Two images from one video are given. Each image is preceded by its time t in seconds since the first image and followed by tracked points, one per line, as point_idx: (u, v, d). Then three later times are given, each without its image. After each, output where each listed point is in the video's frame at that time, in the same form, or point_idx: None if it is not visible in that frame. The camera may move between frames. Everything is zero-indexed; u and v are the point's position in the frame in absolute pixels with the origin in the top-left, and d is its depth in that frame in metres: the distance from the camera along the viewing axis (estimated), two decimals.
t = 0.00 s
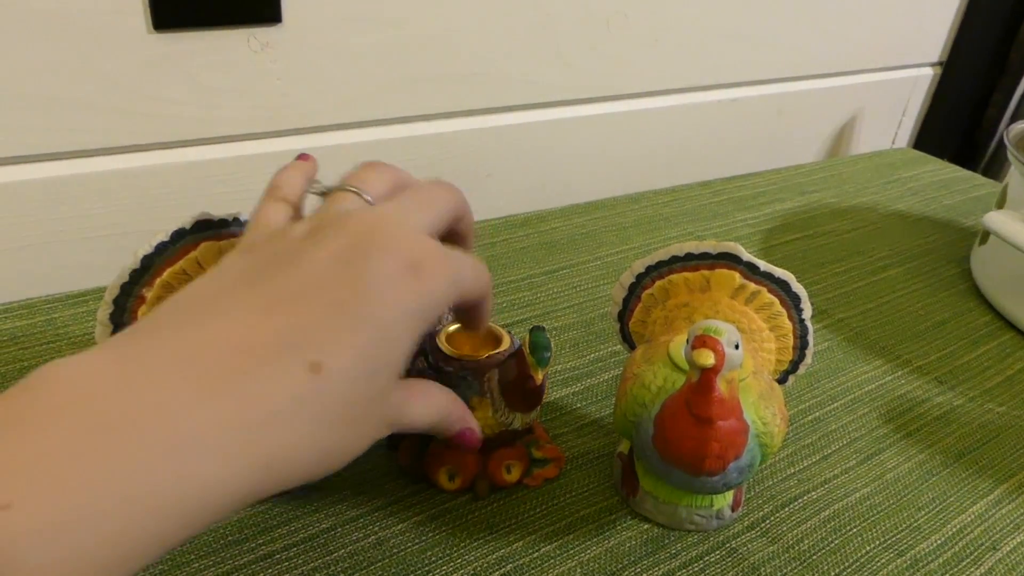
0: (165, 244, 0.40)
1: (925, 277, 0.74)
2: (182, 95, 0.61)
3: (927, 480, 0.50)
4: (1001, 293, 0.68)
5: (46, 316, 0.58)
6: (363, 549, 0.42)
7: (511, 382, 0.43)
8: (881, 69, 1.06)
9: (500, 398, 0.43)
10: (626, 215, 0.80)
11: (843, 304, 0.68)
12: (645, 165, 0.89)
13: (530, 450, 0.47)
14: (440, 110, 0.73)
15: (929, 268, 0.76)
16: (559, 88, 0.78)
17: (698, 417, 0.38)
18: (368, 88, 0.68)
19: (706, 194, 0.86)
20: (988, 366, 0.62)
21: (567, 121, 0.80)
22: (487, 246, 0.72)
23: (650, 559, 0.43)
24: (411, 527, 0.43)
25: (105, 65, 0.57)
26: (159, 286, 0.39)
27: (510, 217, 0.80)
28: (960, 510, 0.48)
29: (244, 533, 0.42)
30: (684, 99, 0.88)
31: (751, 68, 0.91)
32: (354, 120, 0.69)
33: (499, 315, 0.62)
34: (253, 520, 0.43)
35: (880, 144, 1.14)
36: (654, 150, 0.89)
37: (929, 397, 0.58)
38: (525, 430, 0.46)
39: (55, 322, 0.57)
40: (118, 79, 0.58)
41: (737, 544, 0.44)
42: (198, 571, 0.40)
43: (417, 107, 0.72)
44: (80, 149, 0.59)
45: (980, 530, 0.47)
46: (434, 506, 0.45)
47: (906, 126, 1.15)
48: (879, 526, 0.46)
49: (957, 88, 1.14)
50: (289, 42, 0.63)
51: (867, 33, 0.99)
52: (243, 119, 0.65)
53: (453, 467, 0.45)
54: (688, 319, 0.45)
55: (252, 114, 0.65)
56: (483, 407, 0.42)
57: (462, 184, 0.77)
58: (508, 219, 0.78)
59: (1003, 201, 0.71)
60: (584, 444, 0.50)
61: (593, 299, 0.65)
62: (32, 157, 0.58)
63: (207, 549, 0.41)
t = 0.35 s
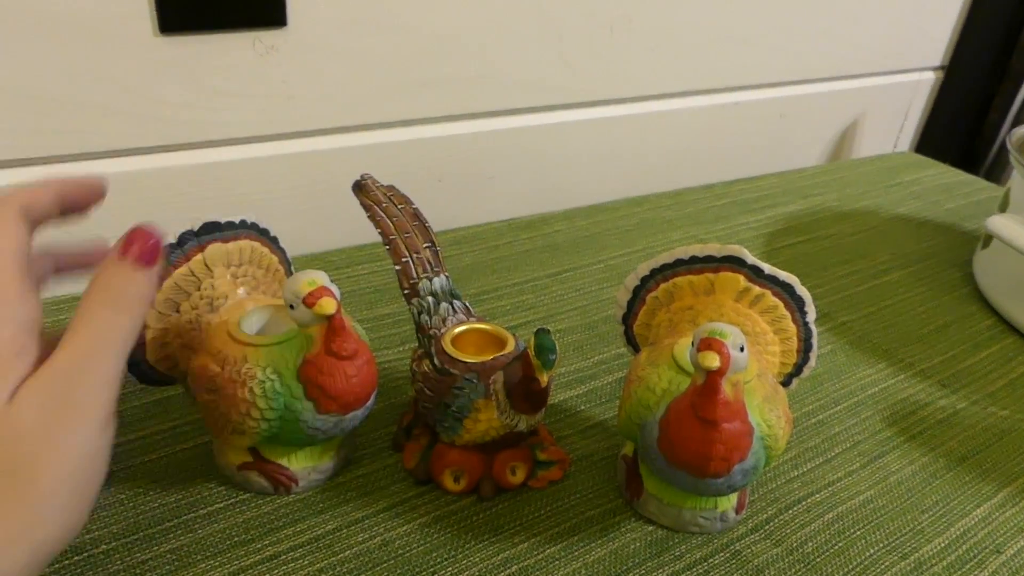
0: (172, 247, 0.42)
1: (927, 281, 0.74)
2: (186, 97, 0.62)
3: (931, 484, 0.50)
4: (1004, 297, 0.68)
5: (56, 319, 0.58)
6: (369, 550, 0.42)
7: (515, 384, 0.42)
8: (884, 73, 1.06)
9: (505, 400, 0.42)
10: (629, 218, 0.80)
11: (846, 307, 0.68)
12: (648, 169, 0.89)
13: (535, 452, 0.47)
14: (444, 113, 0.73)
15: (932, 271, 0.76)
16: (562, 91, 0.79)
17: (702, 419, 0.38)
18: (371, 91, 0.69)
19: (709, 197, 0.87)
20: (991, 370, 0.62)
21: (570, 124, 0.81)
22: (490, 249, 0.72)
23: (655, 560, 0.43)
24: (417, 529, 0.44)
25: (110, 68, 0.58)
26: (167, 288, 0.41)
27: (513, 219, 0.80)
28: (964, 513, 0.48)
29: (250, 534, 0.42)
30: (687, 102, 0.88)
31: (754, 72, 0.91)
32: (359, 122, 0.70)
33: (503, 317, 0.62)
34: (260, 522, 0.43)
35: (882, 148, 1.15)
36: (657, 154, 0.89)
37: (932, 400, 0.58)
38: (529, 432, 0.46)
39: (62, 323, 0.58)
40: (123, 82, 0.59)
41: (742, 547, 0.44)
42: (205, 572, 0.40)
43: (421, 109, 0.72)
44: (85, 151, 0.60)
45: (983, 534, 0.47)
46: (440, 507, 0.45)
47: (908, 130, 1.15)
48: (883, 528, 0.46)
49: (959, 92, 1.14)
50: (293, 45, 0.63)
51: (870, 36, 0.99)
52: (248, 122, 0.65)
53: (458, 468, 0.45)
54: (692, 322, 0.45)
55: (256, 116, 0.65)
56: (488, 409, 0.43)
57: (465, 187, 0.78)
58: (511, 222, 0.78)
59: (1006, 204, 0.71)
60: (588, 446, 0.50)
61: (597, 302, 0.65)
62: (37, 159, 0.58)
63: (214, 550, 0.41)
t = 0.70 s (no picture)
0: (180, 244, 0.41)
1: (932, 285, 0.74)
2: (193, 95, 0.62)
3: (936, 487, 0.50)
4: (1010, 301, 0.68)
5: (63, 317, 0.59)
6: (375, 548, 0.42)
7: (523, 384, 0.42)
8: (889, 78, 1.06)
9: (513, 399, 0.42)
10: (634, 220, 0.80)
11: (851, 311, 0.68)
12: (653, 171, 0.89)
13: (541, 452, 0.47)
14: (450, 113, 0.74)
15: (938, 275, 0.76)
16: (568, 93, 0.79)
17: (710, 420, 0.38)
18: (378, 90, 0.69)
19: (714, 200, 0.87)
20: (996, 374, 0.62)
21: (576, 125, 0.81)
22: (496, 249, 0.72)
23: (660, 561, 0.43)
24: (423, 528, 0.44)
25: (119, 66, 0.58)
26: (175, 285, 0.41)
27: (518, 220, 0.80)
28: (969, 517, 0.48)
29: (256, 532, 0.42)
30: (692, 104, 0.88)
31: (760, 75, 0.91)
32: (365, 122, 0.70)
33: (509, 318, 0.62)
34: (266, 520, 0.43)
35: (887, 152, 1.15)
36: (662, 157, 0.89)
37: (938, 404, 0.58)
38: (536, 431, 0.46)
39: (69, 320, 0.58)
40: (130, 80, 0.59)
41: (747, 548, 0.44)
42: (211, 570, 0.40)
43: (427, 109, 0.72)
44: (92, 147, 0.60)
45: (989, 537, 0.47)
46: (445, 506, 0.45)
47: (913, 134, 1.15)
48: (888, 531, 0.46)
49: (964, 97, 1.14)
50: (301, 43, 0.63)
51: (875, 41, 0.99)
52: (254, 120, 0.65)
53: (464, 467, 0.45)
54: (699, 323, 0.45)
55: (263, 114, 0.65)
56: (495, 408, 0.43)
57: (471, 188, 0.78)
58: (516, 223, 0.78)
59: (1012, 209, 0.71)
60: (594, 447, 0.50)
61: (602, 303, 0.65)
62: (44, 156, 0.59)
63: (220, 547, 0.41)
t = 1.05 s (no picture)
0: (177, 245, 0.41)
1: (930, 284, 0.74)
2: (189, 98, 0.62)
3: (933, 487, 0.50)
4: (1008, 300, 0.68)
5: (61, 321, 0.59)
6: (371, 551, 0.42)
7: (517, 386, 0.42)
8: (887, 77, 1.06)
9: (508, 402, 0.42)
10: (632, 221, 0.80)
11: (848, 310, 0.68)
12: (651, 171, 0.89)
13: (537, 453, 0.47)
14: (448, 115, 0.73)
15: (935, 275, 0.76)
16: (565, 94, 0.79)
17: (705, 422, 0.38)
18: (375, 92, 0.69)
19: (712, 200, 0.87)
20: (993, 374, 0.62)
21: (573, 126, 0.81)
22: (493, 251, 0.72)
23: (657, 563, 0.43)
24: (419, 530, 0.44)
25: (115, 69, 0.58)
26: (170, 287, 0.41)
27: (516, 222, 0.80)
28: (966, 517, 0.48)
29: (252, 536, 0.42)
30: (690, 104, 0.88)
31: (757, 75, 0.91)
32: (362, 125, 0.70)
33: (505, 319, 0.62)
34: (261, 523, 0.43)
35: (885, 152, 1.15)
36: (660, 157, 0.89)
37: (935, 403, 0.58)
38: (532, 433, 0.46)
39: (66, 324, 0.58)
40: (126, 83, 0.59)
41: (743, 549, 0.44)
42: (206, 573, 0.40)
43: (425, 111, 0.72)
44: (89, 151, 0.60)
45: (986, 537, 0.47)
46: (442, 509, 0.45)
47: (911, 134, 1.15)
48: (885, 532, 0.46)
49: (962, 96, 1.14)
50: (297, 46, 0.63)
51: (873, 40, 0.99)
52: (251, 123, 0.65)
53: (460, 469, 0.45)
54: (695, 325, 0.45)
55: (259, 117, 0.65)
56: (490, 411, 0.43)
57: (468, 189, 0.78)
58: (513, 224, 0.78)
59: (1010, 208, 0.71)
60: (590, 448, 0.50)
61: (599, 304, 0.65)
62: (40, 160, 0.59)
63: (216, 551, 0.41)
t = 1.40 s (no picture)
0: (180, 241, 0.42)
1: (931, 287, 0.74)
2: (191, 96, 0.62)
3: (934, 489, 0.50)
4: (1009, 303, 0.68)
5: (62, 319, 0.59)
6: (371, 550, 0.42)
7: (518, 388, 0.42)
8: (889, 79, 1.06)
9: (508, 402, 0.42)
10: (633, 221, 0.80)
11: (849, 312, 0.68)
12: (652, 172, 0.89)
13: (538, 453, 0.47)
14: (450, 115, 0.74)
15: (937, 277, 0.76)
16: (568, 94, 0.79)
17: (707, 422, 0.38)
18: (378, 92, 0.69)
19: (713, 201, 0.87)
20: (995, 376, 0.62)
21: (575, 126, 0.81)
22: (494, 250, 0.72)
23: (658, 563, 0.43)
24: (419, 530, 0.43)
25: (117, 67, 0.58)
26: (173, 281, 0.42)
27: (517, 222, 0.80)
28: (968, 519, 0.48)
29: (253, 534, 0.42)
30: (692, 105, 0.88)
31: (759, 76, 0.91)
32: (365, 124, 0.70)
33: (507, 319, 0.62)
34: (262, 521, 0.43)
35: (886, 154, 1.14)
36: (661, 158, 0.89)
37: (936, 405, 0.58)
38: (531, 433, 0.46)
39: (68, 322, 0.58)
40: (128, 81, 0.59)
41: (744, 550, 0.44)
42: (207, 571, 0.40)
43: (427, 111, 0.72)
44: (91, 149, 0.60)
45: (987, 540, 0.47)
46: (442, 508, 0.45)
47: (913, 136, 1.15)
48: (885, 533, 0.46)
49: (964, 98, 1.14)
50: (300, 45, 0.63)
51: (875, 42, 0.99)
52: (253, 122, 0.65)
53: (461, 468, 0.45)
54: (697, 325, 0.45)
55: (261, 116, 0.65)
56: (491, 410, 0.43)
57: (470, 189, 0.78)
58: (515, 224, 0.78)
59: (1011, 210, 0.71)
60: (591, 448, 0.50)
61: (600, 305, 0.65)
62: (42, 158, 0.59)
63: (217, 549, 0.41)
